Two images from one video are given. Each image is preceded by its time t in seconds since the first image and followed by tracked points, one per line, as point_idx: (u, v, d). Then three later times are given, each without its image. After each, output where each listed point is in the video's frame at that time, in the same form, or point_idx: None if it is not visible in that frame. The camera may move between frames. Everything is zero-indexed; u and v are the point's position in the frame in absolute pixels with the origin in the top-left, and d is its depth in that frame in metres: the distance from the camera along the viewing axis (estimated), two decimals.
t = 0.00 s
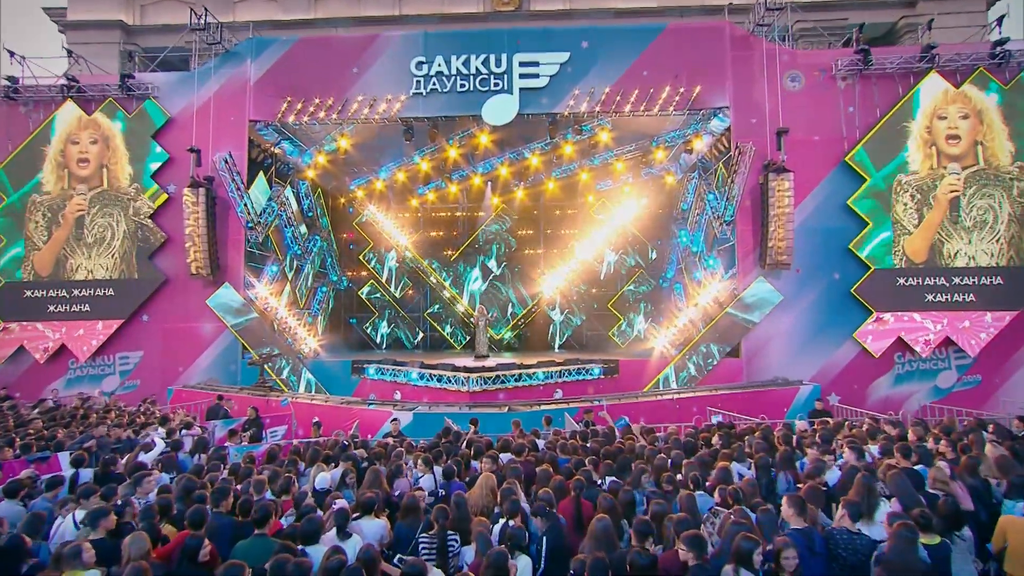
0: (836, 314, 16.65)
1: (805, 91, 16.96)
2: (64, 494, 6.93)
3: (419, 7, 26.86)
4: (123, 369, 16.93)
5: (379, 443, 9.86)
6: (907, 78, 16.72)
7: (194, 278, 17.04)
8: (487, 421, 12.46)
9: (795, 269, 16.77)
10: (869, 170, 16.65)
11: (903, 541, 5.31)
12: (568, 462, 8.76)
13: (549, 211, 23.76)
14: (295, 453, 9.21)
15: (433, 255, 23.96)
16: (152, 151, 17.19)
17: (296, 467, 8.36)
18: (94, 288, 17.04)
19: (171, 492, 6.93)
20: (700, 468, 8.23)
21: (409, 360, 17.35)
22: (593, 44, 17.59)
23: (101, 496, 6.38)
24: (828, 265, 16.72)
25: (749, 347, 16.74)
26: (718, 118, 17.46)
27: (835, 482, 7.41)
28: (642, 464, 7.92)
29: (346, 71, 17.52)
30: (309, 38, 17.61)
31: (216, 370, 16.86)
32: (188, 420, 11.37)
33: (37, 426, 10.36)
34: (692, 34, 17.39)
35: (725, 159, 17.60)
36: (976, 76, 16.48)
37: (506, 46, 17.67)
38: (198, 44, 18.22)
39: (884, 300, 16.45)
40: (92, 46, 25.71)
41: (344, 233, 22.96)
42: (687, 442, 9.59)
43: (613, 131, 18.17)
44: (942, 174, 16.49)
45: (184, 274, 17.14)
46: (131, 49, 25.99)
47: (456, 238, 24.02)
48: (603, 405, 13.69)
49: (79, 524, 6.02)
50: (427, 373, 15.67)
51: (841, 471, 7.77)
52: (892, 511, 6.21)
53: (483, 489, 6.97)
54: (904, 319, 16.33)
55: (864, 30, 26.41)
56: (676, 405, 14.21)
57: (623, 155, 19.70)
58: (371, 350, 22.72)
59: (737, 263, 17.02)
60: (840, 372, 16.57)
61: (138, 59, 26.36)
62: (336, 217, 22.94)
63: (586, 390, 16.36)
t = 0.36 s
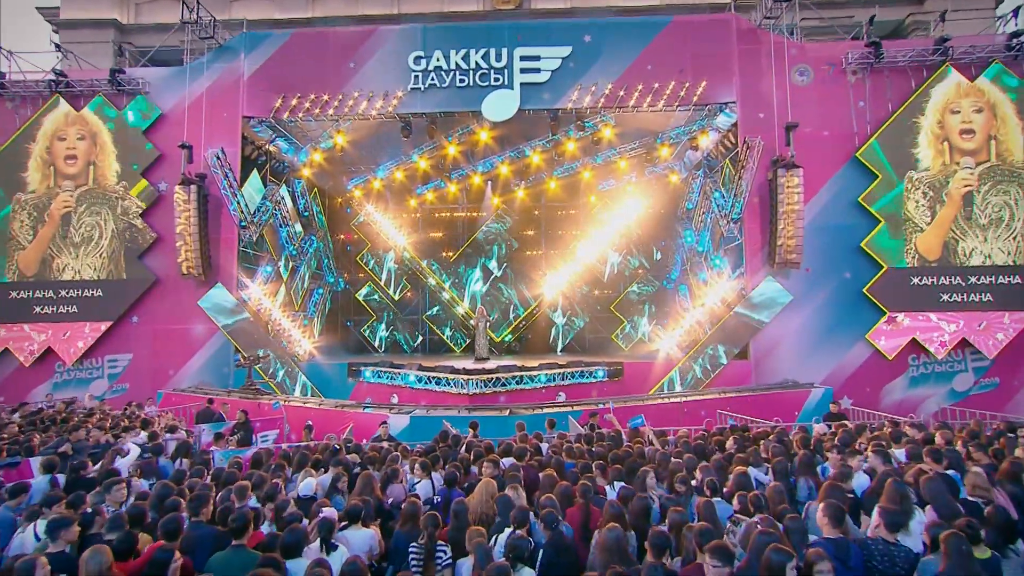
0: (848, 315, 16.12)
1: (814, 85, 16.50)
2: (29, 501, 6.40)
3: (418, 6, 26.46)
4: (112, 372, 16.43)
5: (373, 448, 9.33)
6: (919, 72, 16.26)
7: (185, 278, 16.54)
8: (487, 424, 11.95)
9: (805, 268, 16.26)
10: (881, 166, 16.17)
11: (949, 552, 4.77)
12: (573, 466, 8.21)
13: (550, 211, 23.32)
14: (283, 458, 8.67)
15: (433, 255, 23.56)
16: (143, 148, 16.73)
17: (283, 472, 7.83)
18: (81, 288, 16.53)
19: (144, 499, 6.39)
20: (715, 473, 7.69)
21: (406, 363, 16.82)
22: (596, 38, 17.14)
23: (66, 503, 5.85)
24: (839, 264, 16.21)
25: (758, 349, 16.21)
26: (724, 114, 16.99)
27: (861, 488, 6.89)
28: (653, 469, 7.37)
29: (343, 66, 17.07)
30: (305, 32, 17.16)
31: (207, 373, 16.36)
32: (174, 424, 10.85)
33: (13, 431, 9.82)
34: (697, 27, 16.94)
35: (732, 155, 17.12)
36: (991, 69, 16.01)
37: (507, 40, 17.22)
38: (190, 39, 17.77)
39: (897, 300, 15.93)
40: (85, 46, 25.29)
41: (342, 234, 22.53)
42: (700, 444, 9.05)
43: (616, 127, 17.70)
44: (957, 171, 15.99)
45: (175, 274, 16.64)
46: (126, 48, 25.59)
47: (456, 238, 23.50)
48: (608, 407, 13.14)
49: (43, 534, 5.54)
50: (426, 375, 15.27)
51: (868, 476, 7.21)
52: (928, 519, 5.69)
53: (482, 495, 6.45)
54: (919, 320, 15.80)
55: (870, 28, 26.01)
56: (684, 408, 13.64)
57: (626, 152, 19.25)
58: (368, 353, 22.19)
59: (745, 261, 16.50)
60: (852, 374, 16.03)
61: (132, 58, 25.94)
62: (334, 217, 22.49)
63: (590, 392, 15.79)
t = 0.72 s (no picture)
0: (862, 315, 15.56)
1: (826, 78, 16.00)
2: None
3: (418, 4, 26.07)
4: (102, 376, 15.93)
5: (367, 452, 8.80)
6: (934, 65, 15.76)
7: (177, 279, 16.05)
8: (488, 428, 11.41)
9: (817, 267, 15.72)
10: (895, 161, 15.65)
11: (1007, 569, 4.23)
12: (580, 472, 7.66)
13: (553, 212, 22.83)
14: (271, 463, 8.14)
15: (433, 255, 23.22)
16: (134, 145, 16.28)
17: (269, 478, 7.30)
18: (70, 289, 16.04)
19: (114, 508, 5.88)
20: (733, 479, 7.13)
21: (406, 366, 16.35)
22: (600, 31, 16.68)
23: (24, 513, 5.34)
24: (853, 262, 15.67)
25: (769, 350, 15.65)
26: (732, 109, 16.49)
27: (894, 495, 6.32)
28: (667, 475, 6.81)
29: (340, 61, 16.62)
30: (301, 27, 16.73)
31: (199, 377, 15.86)
32: (160, 428, 10.34)
33: None
34: (704, 20, 16.46)
35: (740, 152, 16.61)
36: (1009, 60, 15.49)
37: (508, 33, 16.76)
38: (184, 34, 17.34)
39: (914, 300, 15.36)
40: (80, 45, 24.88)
41: (341, 236, 22.11)
42: (715, 449, 8.49)
43: (621, 122, 17.22)
44: (974, 166, 15.45)
45: (167, 275, 16.15)
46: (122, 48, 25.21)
47: (458, 239, 23.18)
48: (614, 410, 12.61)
49: None
50: (426, 378, 14.69)
51: (900, 483, 6.64)
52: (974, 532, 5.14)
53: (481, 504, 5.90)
54: (937, 320, 15.23)
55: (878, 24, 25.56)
56: (694, 411, 13.09)
57: (631, 150, 18.81)
58: (367, 357, 21.69)
59: (755, 260, 15.95)
60: (867, 376, 15.46)
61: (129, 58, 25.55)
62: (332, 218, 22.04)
63: (595, 396, 15.22)
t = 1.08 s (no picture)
0: (880, 316, 14.97)
1: (840, 71, 15.46)
2: None
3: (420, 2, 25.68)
4: (92, 380, 15.46)
5: (361, 458, 8.28)
6: (953, 56, 15.22)
7: (171, 280, 15.58)
8: (491, 434, 10.87)
9: (833, 266, 15.14)
10: (912, 156, 15.09)
11: None
12: (589, 479, 7.12)
13: (558, 212, 22.32)
14: (258, 470, 7.64)
15: (437, 258, 22.51)
16: (127, 142, 15.87)
17: (253, 487, 6.79)
18: (60, 290, 15.59)
19: (79, 520, 5.36)
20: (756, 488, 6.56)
21: (406, 369, 15.95)
22: (605, 24, 16.20)
23: None
24: (869, 261, 15.08)
25: (783, 353, 15.05)
26: (743, 103, 15.97)
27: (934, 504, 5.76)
28: (683, 483, 6.27)
29: (339, 55, 16.20)
30: (299, 21, 16.30)
31: (193, 382, 15.37)
32: (145, 432, 9.85)
33: None
34: (713, 11, 15.96)
35: (751, 147, 16.07)
36: None
37: (511, 27, 16.29)
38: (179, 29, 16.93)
39: (934, 300, 14.76)
40: (77, 46, 24.56)
41: (341, 237, 21.64)
42: (732, 454, 7.93)
43: (627, 118, 16.72)
44: (996, 160, 14.86)
45: (160, 276, 15.69)
46: (120, 49, 24.87)
47: (461, 240, 22.43)
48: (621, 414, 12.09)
49: None
50: (426, 382, 14.22)
51: (939, 491, 6.08)
52: None
53: (483, 517, 5.35)
54: (958, 321, 14.62)
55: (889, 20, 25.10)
56: (706, 416, 12.52)
57: (637, 147, 18.35)
58: (367, 361, 21.20)
59: (767, 259, 15.38)
60: (886, 380, 14.85)
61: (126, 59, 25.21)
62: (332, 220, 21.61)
63: (601, 400, 14.83)
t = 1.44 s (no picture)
0: (901, 318, 14.33)
1: (857, 63, 14.89)
2: None
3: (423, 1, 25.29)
4: (84, 385, 14.99)
5: (354, 467, 7.76)
6: (975, 47, 14.64)
7: (165, 282, 15.13)
8: (493, 441, 10.33)
9: (850, 266, 14.52)
10: (933, 151, 14.49)
11: None
12: (597, 490, 6.56)
13: (564, 214, 21.80)
14: (242, 479, 7.13)
15: (438, 259, 22.07)
16: (120, 141, 15.46)
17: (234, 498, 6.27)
18: (51, 292, 15.17)
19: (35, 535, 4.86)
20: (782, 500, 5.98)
21: (405, 373, 15.47)
22: (612, 18, 15.72)
23: None
24: (889, 261, 14.46)
25: (799, 356, 14.43)
26: (755, 98, 15.37)
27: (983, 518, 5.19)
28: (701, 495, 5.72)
29: (338, 51, 15.76)
30: (297, 16, 15.87)
31: (187, 387, 14.90)
32: (129, 439, 9.35)
33: None
34: (724, 3, 15.44)
35: (764, 143, 15.50)
36: None
37: (515, 21, 15.82)
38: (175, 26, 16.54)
39: (958, 301, 14.13)
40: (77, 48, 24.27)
41: (341, 239, 21.18)
42: (752, 462, 7.35)
43: (635, 114, 16.22)
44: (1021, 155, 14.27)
45: (154, 277, 15.24)
46: (120, 51, 24.56)
47: (464, 241, 21.93)
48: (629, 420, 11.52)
49: None
50: (426, 387, 13.71)
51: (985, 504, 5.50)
52: None
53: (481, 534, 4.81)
54: (984, 323, 14.01)
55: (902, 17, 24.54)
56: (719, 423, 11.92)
57: (645, 145, 17.83)
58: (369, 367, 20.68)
59: (782, 259, 14.78)
60: (908, 385, 14.20)
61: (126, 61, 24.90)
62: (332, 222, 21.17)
63: (610, 405, 14.25)
